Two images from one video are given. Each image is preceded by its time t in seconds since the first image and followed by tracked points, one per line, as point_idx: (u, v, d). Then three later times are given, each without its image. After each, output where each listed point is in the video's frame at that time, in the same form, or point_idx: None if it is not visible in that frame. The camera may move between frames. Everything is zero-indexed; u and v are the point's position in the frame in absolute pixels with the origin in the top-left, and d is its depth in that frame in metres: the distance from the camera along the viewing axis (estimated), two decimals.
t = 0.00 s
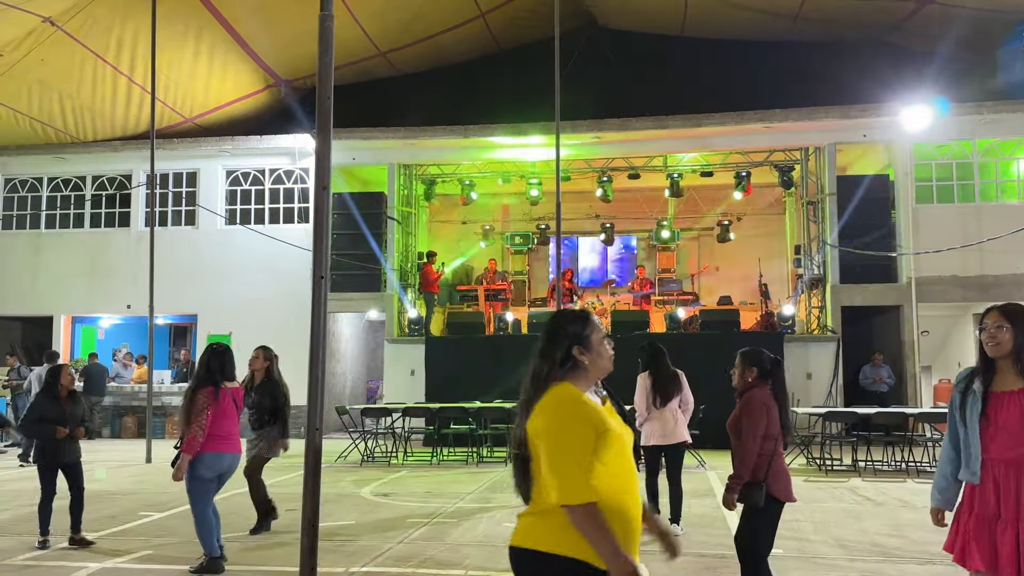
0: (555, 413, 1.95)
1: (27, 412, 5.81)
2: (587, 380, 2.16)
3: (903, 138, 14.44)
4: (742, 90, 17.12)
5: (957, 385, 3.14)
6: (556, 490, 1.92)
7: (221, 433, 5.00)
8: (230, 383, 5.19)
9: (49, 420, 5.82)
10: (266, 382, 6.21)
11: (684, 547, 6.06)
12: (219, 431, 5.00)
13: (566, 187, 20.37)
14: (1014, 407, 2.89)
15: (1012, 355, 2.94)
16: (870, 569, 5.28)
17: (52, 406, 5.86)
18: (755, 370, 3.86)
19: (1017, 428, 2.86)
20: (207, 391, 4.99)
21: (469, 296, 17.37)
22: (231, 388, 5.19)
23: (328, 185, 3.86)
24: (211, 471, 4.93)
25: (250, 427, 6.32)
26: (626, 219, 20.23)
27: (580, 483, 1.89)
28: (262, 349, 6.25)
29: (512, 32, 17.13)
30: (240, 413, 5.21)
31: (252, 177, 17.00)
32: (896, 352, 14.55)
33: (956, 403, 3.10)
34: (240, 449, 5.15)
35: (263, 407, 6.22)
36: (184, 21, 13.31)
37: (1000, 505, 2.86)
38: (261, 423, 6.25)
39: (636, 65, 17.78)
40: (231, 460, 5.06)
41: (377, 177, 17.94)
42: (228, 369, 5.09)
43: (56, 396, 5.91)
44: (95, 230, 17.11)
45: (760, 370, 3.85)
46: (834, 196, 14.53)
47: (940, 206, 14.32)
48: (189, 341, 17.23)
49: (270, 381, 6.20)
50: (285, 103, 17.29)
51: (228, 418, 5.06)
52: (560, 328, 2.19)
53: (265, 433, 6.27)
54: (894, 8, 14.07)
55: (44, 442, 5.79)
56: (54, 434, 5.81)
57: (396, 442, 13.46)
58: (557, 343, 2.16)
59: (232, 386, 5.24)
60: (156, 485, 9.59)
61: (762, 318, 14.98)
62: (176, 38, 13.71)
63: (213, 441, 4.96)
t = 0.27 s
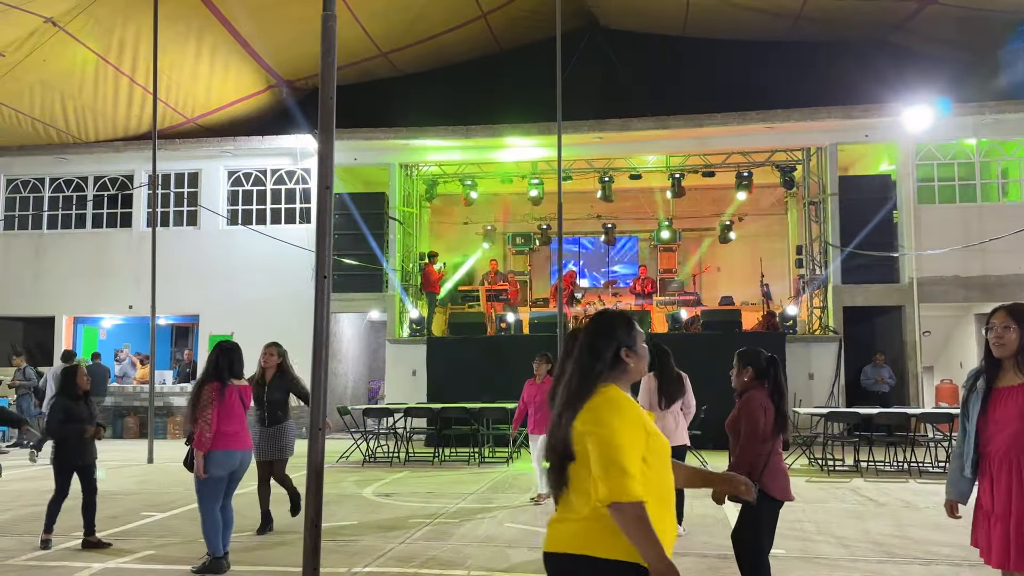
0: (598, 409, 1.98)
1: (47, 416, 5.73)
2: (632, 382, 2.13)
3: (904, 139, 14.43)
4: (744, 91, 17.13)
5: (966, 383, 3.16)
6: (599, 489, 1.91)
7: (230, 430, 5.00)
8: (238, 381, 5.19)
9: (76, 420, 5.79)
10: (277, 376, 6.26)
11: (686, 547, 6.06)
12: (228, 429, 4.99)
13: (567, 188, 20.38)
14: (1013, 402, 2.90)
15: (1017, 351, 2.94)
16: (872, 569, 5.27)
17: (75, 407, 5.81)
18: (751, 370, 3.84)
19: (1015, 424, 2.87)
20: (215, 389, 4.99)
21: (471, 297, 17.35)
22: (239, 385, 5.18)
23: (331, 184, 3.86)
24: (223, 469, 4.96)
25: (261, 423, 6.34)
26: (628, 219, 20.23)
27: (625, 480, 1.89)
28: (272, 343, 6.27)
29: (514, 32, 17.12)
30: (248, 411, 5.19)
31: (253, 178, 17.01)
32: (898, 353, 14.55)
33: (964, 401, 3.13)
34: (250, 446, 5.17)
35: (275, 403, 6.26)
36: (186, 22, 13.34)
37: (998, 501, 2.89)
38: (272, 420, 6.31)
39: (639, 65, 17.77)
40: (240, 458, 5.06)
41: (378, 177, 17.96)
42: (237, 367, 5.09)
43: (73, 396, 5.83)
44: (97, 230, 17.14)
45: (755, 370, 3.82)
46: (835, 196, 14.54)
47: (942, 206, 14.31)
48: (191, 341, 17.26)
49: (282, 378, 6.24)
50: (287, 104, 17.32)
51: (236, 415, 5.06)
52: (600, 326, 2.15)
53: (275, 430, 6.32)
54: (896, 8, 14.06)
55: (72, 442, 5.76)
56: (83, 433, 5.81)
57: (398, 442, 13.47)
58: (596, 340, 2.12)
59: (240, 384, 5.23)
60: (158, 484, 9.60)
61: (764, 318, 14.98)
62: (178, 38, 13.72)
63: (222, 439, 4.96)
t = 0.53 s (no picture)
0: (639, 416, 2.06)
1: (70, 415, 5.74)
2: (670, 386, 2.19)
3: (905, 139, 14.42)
4: (745, 91, 17.14)
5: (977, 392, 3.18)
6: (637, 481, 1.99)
7: (238, 438, 4.99)
8: (247, 387, 5.18)
9: (98, 418, 5.83)
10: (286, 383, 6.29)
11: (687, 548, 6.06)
12: (236, 436, 4.99)
13: (568, 188, 20.38)
14: (1012, 411, 2.92)
15: (1016, 361, 2.96)
16: (873, 570, 5.27)
17: (96, 405, 5.85)
18: (753, 375, 3.86)
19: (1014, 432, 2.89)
20: (224, 396, 5.00)
21: (472, 297, 17.35)
22: (248, 392, 5.16)
23: (333, 186, 3.87)
24: (230, 477, 4.95)
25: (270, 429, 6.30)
26: (629, 219, 20.22)
27: (662, 479, 1.95)
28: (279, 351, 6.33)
29: (514, 32, 17.10)
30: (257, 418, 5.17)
31: (255, 178, 17.02)
32: (899, 353, 14.54)
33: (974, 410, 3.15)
34: (258, 454, 5.14)
35: (285, 410, 6.28)
36: (188, 22, 13.36)
37: (1003, 508, 2.92)
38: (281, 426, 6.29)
39: (641, 66, 17.75)
40: (247, 468, 5.04)
41: (379, 177, 17.96)
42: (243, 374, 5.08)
43: (92, 394, 5.86)
44: (99, 231, 17.17)
45: (757, 375, 3.85)
46: (836, 196, 14.54)
47: (943, 207, 14.30)
48: (192, 342, 17.28)
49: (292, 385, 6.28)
50: (288, 105, 17.33)
51: (244, 423, 5.05)
52: (635, 332, 2.22)
53: (282, 436, 6.30)
54: (897, 9, 14.05)
55: (95, 440, 5.79)
56: (105, 430, 5.85)
57: (399, 443, 13.48)
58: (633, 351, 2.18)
59: (249, 390, 5.21)
60: (159, 485, 9.62)
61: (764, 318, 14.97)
62: (180, 38, 13.74)
63: (230, 448, 4.96)
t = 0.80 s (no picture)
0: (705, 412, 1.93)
1: (84, 414, 5.74)
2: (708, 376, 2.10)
3: (905, 140, 14.42)
4: (746, 92, 17.14)
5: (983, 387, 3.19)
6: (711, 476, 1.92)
7: (252, 430, 4.97)
8: (261, 382, 5.14)
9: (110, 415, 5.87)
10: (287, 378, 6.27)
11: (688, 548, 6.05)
12: (250, 430, 4.97)
13: (569, 188, 20.39)
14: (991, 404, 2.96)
15: (1005, 356, 2.97)
16: (874, 570, 5.28)
17: (106, 402, 5.88)
18: (759, 373, 3.88)
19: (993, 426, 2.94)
20: (238, 391, 4.99)
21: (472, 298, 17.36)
22: (262, 386, 5.14)
23: (335, 186, 3.87)
24: (244, 469, 4.92)
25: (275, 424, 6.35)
26: (629, 220, 20.22)
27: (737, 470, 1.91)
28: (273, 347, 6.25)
29: (514, 33, 17.09)
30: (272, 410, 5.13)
31: (255, 179, 17.02)
32: (899, 354, 14.55)
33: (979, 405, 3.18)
34: (274, 445, 5.11)
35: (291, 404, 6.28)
36: (188, 23, 13.36)
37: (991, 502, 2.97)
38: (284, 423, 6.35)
39: (642, 66, 17.75)
40: (263, 459, 5.00)
41: (380, 178, 17.97)
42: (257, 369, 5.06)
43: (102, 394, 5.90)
44: (100, 231, 17.18)
45: (764, 372, 3.87)
46: (836, 197, 14.55)
47: (944, 207, 14.29)
48: (193, 342, 17.29)
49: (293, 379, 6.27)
50: (288, 105, 17.34)
51: (258, 417, 5.01)
52: (679, 326, 2.09)
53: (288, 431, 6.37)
54: (898, 9, 14.04)
55: (109, 437, 5.83)
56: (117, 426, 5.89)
57: (400, 443, 13.49)
58: (684, 345, 2.06)
59: (265, 384, 5.18)
60: (160, 485, 9.62)
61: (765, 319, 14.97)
62: (180, 39, 13.74)
63: (245, 441, 4.94)
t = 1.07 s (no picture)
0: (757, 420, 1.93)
1: (87, 421, 5.75)
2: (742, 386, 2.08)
3: (905, 140, 14.42)
4: (746, 92, 17.15)
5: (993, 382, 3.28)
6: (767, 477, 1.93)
7: (262, 437, 4.94)
8: (277, 388, 5.10)
9: (113, 424, 5.85)
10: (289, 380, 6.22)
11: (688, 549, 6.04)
12: (261, 436, 4.94)
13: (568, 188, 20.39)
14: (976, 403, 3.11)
15: (997, 357, 3.05)
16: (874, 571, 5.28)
17: (110, 410, 5.87)
18: (773, 372, 3.92)
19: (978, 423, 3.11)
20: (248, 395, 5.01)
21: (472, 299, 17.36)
22: (277, 392, 5.08)
23: (335, 186, 3.87)
24: (251, 476, 4.91)
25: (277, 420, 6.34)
26: (629, 220, 20.22)
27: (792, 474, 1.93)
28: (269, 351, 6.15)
29: (514, 33, 17.07)
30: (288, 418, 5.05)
31: (255, 179, 17.02)
32: (899, 354, 14.55)
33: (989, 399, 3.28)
34: (289, 454, 5.03)
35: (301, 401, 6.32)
36: (188, 23, 13.36)
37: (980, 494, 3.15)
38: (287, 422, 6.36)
39: (642, 67, 17.75)
40: (273, 466, 4.95)
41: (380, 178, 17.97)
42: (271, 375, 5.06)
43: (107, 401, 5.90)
44: (100, 232, 17.18)
45: (780, 371, 3.91)
46: (836, 197, 14.57)
47: (944, 208, 14.28)
48: (193, 343, 17.29)
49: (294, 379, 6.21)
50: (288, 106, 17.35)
51: (271, 423, 4.96)
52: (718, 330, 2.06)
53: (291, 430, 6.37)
54: (897, 9, 14.04)
55: (109, 447, 5.82)
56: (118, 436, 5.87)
57: (400, 444, 13.49)
58: (720, 349, 2.01)
59: (282, 390, 5.12)
60: (160, 486, 9.62)
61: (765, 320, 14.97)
62: (180, 39, 13.74)
63: (254, 447, 4.92)
